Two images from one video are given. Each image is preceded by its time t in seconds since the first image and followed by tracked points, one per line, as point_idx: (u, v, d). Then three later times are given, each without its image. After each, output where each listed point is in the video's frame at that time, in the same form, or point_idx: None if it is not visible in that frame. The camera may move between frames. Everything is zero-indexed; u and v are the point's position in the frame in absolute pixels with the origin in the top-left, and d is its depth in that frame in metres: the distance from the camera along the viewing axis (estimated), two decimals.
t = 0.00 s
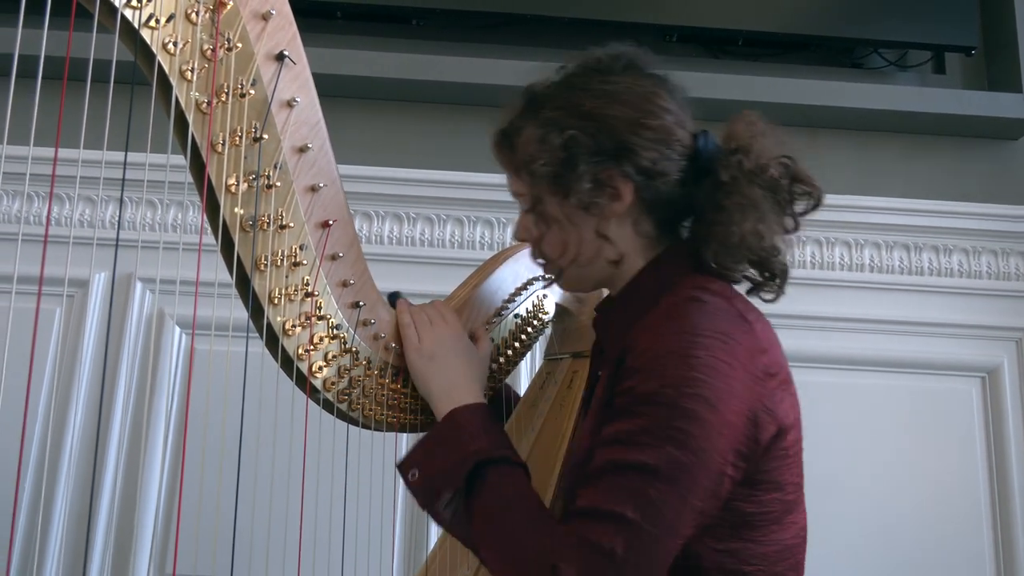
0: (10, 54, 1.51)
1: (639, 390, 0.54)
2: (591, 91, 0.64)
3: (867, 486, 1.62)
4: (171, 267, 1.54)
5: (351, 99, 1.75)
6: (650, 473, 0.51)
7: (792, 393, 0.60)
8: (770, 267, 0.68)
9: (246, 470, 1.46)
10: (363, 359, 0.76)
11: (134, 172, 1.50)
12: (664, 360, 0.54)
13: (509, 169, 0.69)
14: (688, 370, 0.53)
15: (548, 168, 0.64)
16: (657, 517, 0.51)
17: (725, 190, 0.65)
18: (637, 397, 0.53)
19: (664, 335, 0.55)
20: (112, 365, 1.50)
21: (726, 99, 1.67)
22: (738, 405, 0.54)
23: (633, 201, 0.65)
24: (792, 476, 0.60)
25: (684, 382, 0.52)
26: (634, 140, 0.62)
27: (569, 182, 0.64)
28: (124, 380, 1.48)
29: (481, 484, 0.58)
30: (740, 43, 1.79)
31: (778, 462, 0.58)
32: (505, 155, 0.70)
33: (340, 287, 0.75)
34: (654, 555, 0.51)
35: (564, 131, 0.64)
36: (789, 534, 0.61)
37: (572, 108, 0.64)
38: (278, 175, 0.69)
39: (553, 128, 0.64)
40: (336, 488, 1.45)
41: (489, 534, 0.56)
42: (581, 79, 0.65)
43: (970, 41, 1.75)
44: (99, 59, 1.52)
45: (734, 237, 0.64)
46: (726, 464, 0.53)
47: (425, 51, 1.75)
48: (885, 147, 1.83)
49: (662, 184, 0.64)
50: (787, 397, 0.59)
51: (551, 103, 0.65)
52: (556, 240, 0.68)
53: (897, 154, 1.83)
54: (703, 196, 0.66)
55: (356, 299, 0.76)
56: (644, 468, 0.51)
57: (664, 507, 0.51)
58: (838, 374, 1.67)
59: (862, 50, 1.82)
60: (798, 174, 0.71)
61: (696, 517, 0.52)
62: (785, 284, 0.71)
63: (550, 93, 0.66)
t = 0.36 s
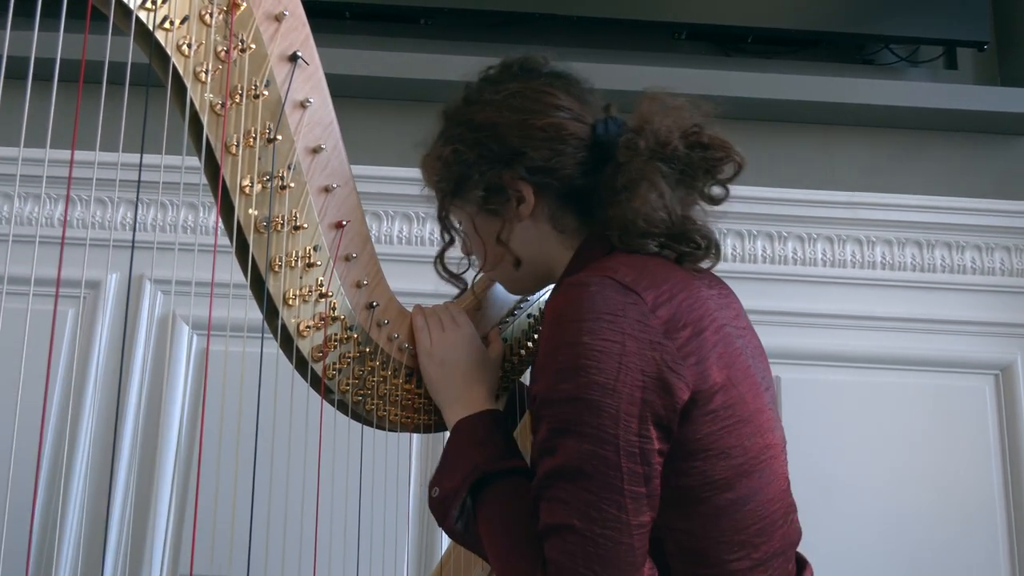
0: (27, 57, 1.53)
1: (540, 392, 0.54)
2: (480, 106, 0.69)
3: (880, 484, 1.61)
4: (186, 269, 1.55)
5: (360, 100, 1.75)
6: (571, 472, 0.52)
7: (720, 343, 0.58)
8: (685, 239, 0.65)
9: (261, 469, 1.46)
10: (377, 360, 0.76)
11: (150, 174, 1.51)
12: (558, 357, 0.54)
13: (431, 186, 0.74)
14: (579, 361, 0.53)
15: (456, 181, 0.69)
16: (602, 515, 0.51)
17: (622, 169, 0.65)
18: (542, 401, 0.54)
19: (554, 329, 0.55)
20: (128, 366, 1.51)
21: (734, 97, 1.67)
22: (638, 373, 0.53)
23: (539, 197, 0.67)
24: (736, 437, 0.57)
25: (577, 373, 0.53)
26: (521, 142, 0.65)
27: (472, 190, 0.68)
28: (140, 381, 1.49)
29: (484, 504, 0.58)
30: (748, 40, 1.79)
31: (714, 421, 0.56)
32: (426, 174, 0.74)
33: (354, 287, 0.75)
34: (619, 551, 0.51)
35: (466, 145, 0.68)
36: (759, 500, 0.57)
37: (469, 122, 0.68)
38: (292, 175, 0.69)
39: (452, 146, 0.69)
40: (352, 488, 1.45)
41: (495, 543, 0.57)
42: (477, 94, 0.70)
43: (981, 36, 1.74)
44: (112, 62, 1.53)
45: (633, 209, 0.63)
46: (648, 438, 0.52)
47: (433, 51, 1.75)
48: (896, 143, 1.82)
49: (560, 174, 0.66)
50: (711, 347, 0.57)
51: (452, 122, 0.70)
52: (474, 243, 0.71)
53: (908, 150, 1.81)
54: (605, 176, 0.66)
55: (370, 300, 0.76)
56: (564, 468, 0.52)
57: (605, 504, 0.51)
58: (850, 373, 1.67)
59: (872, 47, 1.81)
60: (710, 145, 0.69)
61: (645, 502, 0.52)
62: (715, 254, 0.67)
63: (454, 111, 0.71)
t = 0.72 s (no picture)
0: (40, 62, 1.54)
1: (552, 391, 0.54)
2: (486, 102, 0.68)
3: (893, 486, 1.60)
4: (197, 272, 1.56)
5: (369, 102, 1.76)
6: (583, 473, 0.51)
7: (734, 341, 0.57)
8: (696, 228, 0.65)
9: (272, 470, 1.47)
10: (387, 363, 0.76)
11: (162, 177, 1.52)
12: (571, 356, 0.53)
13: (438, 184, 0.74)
14: (590, 360, 0.52)
15: (468, 178, 0.68)
16: (615, 515, 0.51)
17: (631, 158, 0.64)
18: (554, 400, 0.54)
19: (565, 326, 0.55)
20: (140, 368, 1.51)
21: (744, 97, 1.67)
22: (651, 372, 0.52)
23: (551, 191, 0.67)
24: (749, 435, 0.56)
25: (589, 371, 0.52)
26: (530, 135, 0.65)
27: (483, 186, 0.67)
28: (152, 384, 1.50)
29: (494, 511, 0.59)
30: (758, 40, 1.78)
31: (726, 420, 0.55)
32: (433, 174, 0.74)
33: (364, 291, 0.75)
34: (631, 550, 0.51)
35: (475, 142, 0.68)
36: (773, 499, 0.56)
37: (475, 119, 0.68)
38: (302, 179, 0.69)
39: (459, 144, 0.69)
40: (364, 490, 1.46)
41: (505, 547, 0.57)
42: (481, 90, 0.69)
43: (992, 35, 1.73)
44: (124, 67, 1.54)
45: (641, 198, 0.62)
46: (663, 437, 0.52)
47: (442, 53, 1.76)
48: (908, 143, 1.80)
49: (571, 164, 0.65)
50: (726, 344, 0.56)
51: (458, 120, 0.70)
52: (485, 238, 0.71)
53: (918, 150, 1.80)
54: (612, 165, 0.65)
55: (380, 303, 0.76)
56: (576, 469, 0.52)
57: (619, 504, 0.51)
58: (861, 374, 1.66)
59: (882, 46, 1.80)
60: (720, 128, 0.67)
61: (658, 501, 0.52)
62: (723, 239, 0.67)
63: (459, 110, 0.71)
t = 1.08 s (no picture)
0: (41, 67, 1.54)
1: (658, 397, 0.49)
2: (609, 72, 0.57)
3: (895, 491, 1.59)
4: (198, 276, 1.56)
5: (371, 107, 1.76)
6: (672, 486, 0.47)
7: (818, 374, 0.56)
8: (793, 249, 0.64)
9: (272, 473, 1.47)
10: (390, 368, 0.76)
11: (163, 182, 1.52)
12: (681, 362, 0.49)
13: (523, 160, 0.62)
14: (704, 369, 0.48)
15: (577, 157, 0.57)
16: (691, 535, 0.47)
17: (750, 172, 0.61)
18: (652, 404, 0.50)
19: (676, 328, 0.51)
20: (140, 373, 1.51)
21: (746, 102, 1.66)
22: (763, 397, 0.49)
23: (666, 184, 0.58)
24: (825, 466, 0.55)
25: (703, 381, 0.48)
26: (664, 123, 0.56)
27: (601, 170, 0.56)
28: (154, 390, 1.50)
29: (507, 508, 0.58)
30: (760, 45, 1.78)
31: (810, 450, 0.54)
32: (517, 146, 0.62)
33: (366, 295, 0.75)
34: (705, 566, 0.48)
35: (594, 116, 0.56)
36: (829, 529, 0.56)
37: (592, 88, 0.57)
38: (304, 184, 0.68)
39: (576, 114, 0.57)
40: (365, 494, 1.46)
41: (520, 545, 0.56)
42: (597, 57, 0.58)
43: (993, 39, 1.73)
44: (126, 73, 1.54)
45: (755, 223, 0.61)
46: (761, 465, 0.49)
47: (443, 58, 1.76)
48: (909, 147, 1.80)
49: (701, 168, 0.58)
50: (815, 378, 0.55)
51: (564, 87, 0.58)
52: (587, 231, 0.60)
53: (920, 154, 1.80)
54: (725, 179, 0.61)
55: (383, 308, 0.76)
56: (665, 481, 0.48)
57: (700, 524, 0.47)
58: (864, 378, 1.65)
59: (884, 50, 1.80)
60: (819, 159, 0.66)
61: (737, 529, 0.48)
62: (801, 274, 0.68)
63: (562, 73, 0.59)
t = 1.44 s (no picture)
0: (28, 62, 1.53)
1: (780, 426, 0.64)
2: (748, 95, 0.76)
3: (888, 487, 1.60)
4: (187, 272, 1.55)
5: (364, 103, 1.75)
6: (776, 491, 0.62)
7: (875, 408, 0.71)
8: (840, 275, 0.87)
9: (263, 470, 1.46)
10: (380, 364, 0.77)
11: (151, 177, 1.51)
12: (800, 402, 0.64)
13: (640, 158, 0.75)
14: (821, 405, 0.63)
15: (711, 163, 0.72)
16: (782, 533, 0.61)
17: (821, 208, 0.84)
18: (766, 419, 0.65)
19: (792, 369, 0.66)
20: (130, 370, 1.50)
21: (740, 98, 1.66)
22: (857, 438, 0.64)
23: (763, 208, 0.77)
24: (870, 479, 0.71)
25: (816, 414, 0.63)
26: (781, 150, 0.75)
27: (731, 180, 0.73)
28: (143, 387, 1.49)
29: None
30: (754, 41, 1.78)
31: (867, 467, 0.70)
32: (638, 140, 0.75)
33: (356, 291, 0.76)
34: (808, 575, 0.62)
35: (734, 131, 0.74)
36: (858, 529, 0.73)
37: (728, 108, 0.74)
38: (293, 179, 0.68)
39: (723, 125, 0.73)
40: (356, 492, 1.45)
41: None
42: (731, 76, 0.76)
43: (986, 34, 1.73)
44: (115, 68, 1.53)
45: (821, 250, 0.83)
46: (844, 495, 0.63)
47: (437, 53, 1.75)
48: (903, 144, 1.81)
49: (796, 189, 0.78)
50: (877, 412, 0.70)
51: (701, 101, 0.74)
52: (689, 230, 0.75)
53: (913, 150, 1.80)
54: (805, 211, 0.82)
55: (373, 303, 0.77)
56: (771, 484, 0.62)
57: (793, 526, 0.61)
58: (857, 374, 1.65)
59: (877, 46, 1.80)
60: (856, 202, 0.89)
61: (822, 545, 0.62)
62: (833, 302, 0.94)
63: (693, 89, 0.75)
